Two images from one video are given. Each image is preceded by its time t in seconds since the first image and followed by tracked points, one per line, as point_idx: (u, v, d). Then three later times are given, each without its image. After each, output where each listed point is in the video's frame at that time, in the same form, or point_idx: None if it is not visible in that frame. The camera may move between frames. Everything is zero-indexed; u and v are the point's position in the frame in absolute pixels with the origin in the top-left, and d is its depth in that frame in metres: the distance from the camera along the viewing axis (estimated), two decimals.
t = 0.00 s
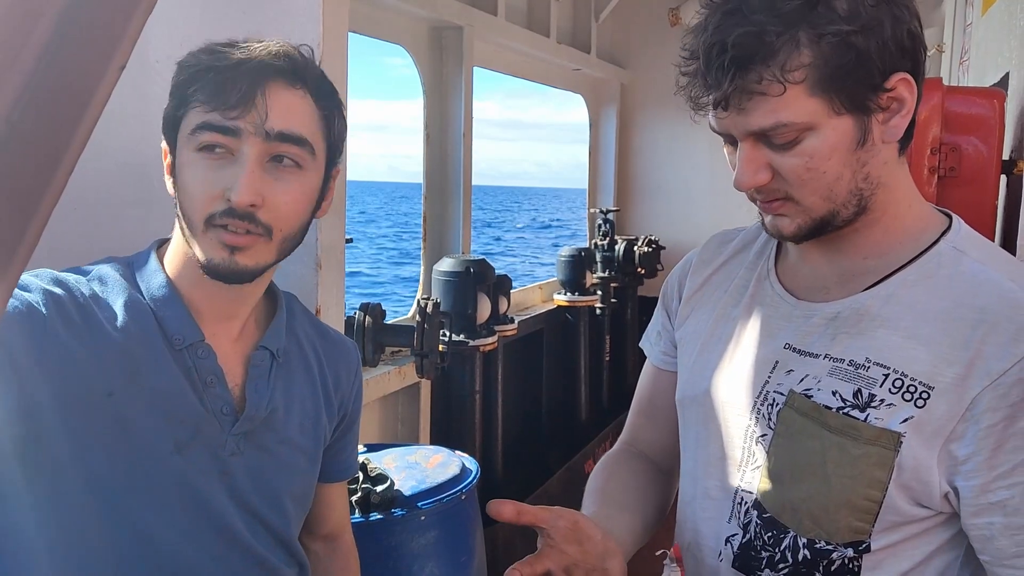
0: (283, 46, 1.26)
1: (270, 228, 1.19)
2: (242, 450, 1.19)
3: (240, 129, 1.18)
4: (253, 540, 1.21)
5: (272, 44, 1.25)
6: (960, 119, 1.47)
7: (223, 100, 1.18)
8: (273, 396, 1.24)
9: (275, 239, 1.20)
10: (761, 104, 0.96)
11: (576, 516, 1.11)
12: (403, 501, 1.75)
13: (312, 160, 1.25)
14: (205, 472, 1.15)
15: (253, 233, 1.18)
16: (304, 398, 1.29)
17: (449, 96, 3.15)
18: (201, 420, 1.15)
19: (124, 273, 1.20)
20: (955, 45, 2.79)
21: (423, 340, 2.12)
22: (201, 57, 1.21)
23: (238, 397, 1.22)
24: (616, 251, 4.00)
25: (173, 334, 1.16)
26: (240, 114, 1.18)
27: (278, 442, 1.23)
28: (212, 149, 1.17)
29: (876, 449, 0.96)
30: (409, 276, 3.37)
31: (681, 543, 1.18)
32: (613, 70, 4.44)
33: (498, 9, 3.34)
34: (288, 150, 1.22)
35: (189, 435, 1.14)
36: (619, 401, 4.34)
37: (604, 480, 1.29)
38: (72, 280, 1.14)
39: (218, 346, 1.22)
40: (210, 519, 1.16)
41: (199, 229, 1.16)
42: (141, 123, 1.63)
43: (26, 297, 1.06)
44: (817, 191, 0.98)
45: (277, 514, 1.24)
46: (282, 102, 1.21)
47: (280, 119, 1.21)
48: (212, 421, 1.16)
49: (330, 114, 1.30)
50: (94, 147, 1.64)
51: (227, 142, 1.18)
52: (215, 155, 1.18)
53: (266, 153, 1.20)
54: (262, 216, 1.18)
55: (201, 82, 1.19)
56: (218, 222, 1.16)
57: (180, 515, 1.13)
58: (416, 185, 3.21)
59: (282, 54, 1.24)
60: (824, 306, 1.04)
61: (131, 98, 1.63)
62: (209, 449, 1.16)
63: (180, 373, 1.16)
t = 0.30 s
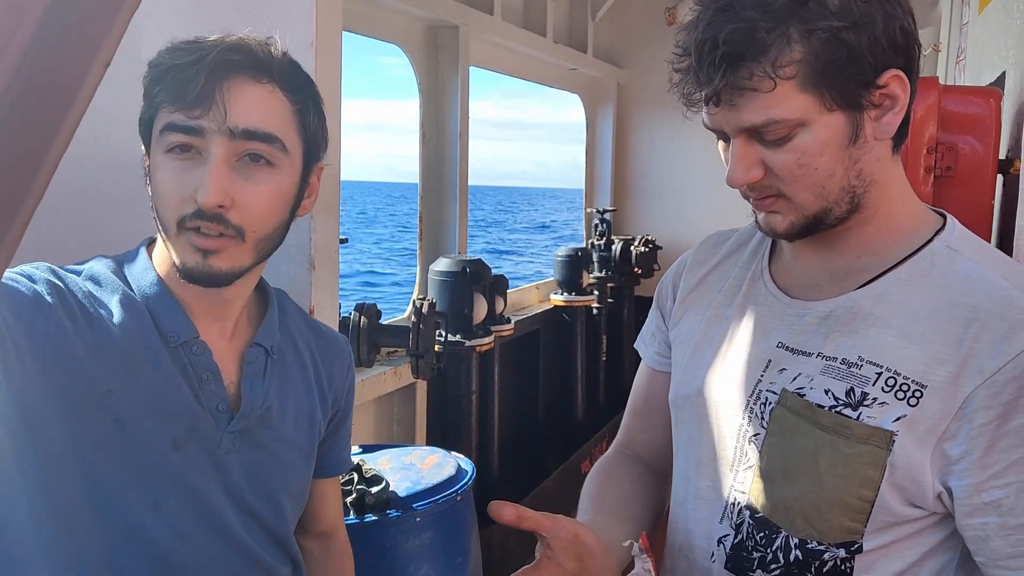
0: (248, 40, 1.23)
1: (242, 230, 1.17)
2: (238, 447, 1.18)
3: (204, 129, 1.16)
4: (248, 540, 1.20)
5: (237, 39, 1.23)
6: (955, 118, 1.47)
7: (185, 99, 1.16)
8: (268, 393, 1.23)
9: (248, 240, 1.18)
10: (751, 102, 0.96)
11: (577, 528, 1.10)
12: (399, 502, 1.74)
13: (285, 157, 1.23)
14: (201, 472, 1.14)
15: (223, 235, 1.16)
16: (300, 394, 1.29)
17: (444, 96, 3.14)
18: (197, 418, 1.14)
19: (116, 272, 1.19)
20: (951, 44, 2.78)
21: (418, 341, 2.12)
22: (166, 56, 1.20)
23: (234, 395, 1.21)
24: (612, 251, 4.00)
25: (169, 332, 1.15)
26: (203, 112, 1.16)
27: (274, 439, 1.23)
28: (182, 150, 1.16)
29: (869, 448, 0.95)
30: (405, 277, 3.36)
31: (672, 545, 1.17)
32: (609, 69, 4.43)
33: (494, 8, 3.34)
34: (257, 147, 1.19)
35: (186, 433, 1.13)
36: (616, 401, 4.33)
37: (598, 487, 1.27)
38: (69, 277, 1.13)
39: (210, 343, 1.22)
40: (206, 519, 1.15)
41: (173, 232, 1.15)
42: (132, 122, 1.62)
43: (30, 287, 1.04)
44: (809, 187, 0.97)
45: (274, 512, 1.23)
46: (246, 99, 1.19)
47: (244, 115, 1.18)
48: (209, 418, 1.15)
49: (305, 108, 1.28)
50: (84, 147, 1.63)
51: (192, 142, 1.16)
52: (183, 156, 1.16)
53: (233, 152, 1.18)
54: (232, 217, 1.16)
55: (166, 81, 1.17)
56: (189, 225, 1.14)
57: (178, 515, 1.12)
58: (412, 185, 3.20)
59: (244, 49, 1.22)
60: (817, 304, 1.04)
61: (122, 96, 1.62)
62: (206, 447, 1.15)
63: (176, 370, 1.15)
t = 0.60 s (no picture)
0: (280, 51, 1.24)
1: (264, 239, 1.17)
2: (231, 448, 1.17)
3: (239, 137, 1.16)
4: (239, 541, 1.19)
5: (270, 49, 1.23)
6: (951, 118, 1.46)
7: (223, 106, 1.15)
8: (259, 392, 1.22)
9: (267, 249, 1.19)
10: (793, 55, 0.96)
11: None
12: (393, 503, 1.74)
13: (308, 169, 1.24)
14: (194, 471, 1.13)
15: (245, 242, 1.15)
16: (291, 393, 1.28)
17: (440, 96, 3.13)
18: (191, 416, 1.13)
19: (110, 267, 1.17)
20: (947, 44, 2.78)
21: (412, 341, 2.12)
22: (194, 57, 1.18)
23: (227, 394, 1.20)
24: (609, 251, 3.99)
25: (163, 330, 1.14)
26: (240, 121, 1.16)
27: (266, 438, 1.22)
28: (210, 155, 1.15)
29: (860, 446, 0.94)
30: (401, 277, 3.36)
31: (665, 547, 1.16)
32: (606, 69, 4.43)
33: (490, 8, 3.33)
34: (286, 159, 1.20)
35: (180, 432, 1.13)
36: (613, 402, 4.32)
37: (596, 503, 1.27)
38: (64, 272, 1.11)
39: (205, 341, 1.21)
40: (198, 518, 1.14)
41: (190, 236, 1.13)
42: (123, 121, 1.61)
43: (25, 279, 1.04)
44: (839, 156, 0.96)
45: (266, 512, 1.23)
46: (277, 107, 1.19)
47: (277, 127, 1.19)
48: (201, 417, 1.14)
49: (322, 120, 1.29)
50: (74, 146, 1.62)
51: (224, 148, 1.15)
52: (209, 161, 1.15)
53: (263, 162, 1.18)
54: (258, 226, 1.16)
55: (199, 84, 1.15)
56: (212, 230, 1.13)
57: (170, 513, 1.12)
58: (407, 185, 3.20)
59: (281, 60, 1.22)
60: (809, 303, 1.04)
61: (114, 96, 1.61)
62: (199, 447, 1.14)
63: (171, 368, 1.14)
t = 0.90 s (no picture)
0: (283, 51, 1.23)
1: (265, 240, 1.17)
2: (228, 448, 1.16)
3: (241, 138, 1.15)
4: (235, 541, 1.18)
5: (273, 49, 1.23)
6: (947, 116, 1.46)
7: (225, 106, 1.14)
8: (257, 392, 1.21)
9: (268, 249, 1.18)
10: (821, 30, 0.97)
11: None
12: (389, 504, 1.73)
13: (309, 170, 1.24)
14: (190, 470, 1.13)
15: (248, 241, 1.14)
16: (289, 394, 1.28)
17: (438, 95, 3.13)
18: (188, 415, 1.13)
19: (107, 265, 1.17)
20: (944, 42, 2.78)
21: (409, 341, 2.09)
22: (196, 57, 1.18)
23: (224, 393, 1.19)
24: (607, 250, 3.98)
25: (161, 328, 1.13)
26: (243, 121, 1.15)
27: (263, 439, 1.21)
28: (211, 154, 1.14)
29: (854, 441, 0.94)
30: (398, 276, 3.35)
31: (659, 547, 1.15)
32: (603, 68, 4.43)
33: (488, 7, 3.33)
34: (288, 160, 1.20)
35: (177, 431, 1.12)
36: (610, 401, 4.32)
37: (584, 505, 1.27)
38: (61, 270, 1.11)
39: (203, 340, 1.20)
40: (194, 518, 1.13)
41: (191, 235, 1.12)
42: (118, 120, 1.61)
43: (21, 276, 1.03)
44: (855, 139, 0.96)
45: (263, 514, 1.22)
46: (281, 108, 1.19)
47: (280, 127, 1.18)
48: (199, 417, 1.13)
49: (323, 121, 1.29)
50: (68, 145, 1.62)
51: (226, 148, 1.14)
52: (211, 161, 1.14)
53: (265, 162, 1.18)
54: (259, 226, 1.15)
55: (202, 84, 1.15)
56: (214, 229, 1.12)
57: (165, 513, 1.11)
58: (405, 185, 3.19)
59: (284, 61, 1.22)
60: (803, 298, 1.03)
61: (109, 95, 1.61)
62: (196, 447, 1.13)
63: (168, 367, 1.13)
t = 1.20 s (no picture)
0: (283, 51, 1.23)
1: (266, 241, 1.16)
2: (229, 449, 1.16)
3: (241, 139, 1.14)
4: (236, 541, 1.18)
5: (272, 49, 1.22)
6: (948, 115, 1.45)
7: (225, 107, 1.14)
8: (258, 393, 1.21)
9: (269, 250, 1.17)
10: (834, 23, 0.96)
11: None
12: (390, 503, 1.73)
13: (310, 171, 1.23)
14: (191, 471, 1.12)
15: (248, 242, 1.14)
16: (291, 395, 1.27)
17: (438, 94, 3.12)
18: (189, 417, 1.12)
19: (108, 266, 1.17)
20: (945, 40, 2.78)
21: (409, 340, 2.10)
22: (195, 58, 1.17)
23: (225, 394, 1.19)
24: (606, 249, 3.99)
25: (161, 329, 1.13)
26: (242, 123, 1.14)
27: (265, 440, 1.21)
28: (211, 156, 1.14)
29: (855, 438, 0.94)
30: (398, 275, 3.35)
31: (659, 546, 1.15)
32: (603, 67, 4.42)
33: (487, 5, 3.32)
34: (289, 160, 1.19)
35: (178, 432, 1.11)
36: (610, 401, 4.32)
37: (581, 507, 1.26)
38: (61, 271, 1.10)
39: (204, 340, 1.20)
40: (195, 519, 1.13)
41: (192, 237, 1.12)
42: (116, 119, 1.60)
43: (22, 277, 1.03)
44: (864, 133, 0.96)
45: (265, 516, 1.22)
46: (281, 109, 1.18)
47: (281, 128, 1.18)
48: (200, 418, 1.13)
49: (325, 120, 1.28)
50: (67, 145, 1.61)
51: (226, 149, 1.14)
52: (211, 162, 1.14)
53: (266, 163, 1.17)
54: (261, 228, 1.15)
55: (201, 85, 1.14)
56: (214, 231, 1.12)
57: (165, 515, 1.10)
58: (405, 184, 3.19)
59: (284, 62, 1.21)
60: (804, 295, 1.03)
61: (108, 94, 1.60)
62: (197, 448, 1.13)
63: (169, 368, 1.12)
